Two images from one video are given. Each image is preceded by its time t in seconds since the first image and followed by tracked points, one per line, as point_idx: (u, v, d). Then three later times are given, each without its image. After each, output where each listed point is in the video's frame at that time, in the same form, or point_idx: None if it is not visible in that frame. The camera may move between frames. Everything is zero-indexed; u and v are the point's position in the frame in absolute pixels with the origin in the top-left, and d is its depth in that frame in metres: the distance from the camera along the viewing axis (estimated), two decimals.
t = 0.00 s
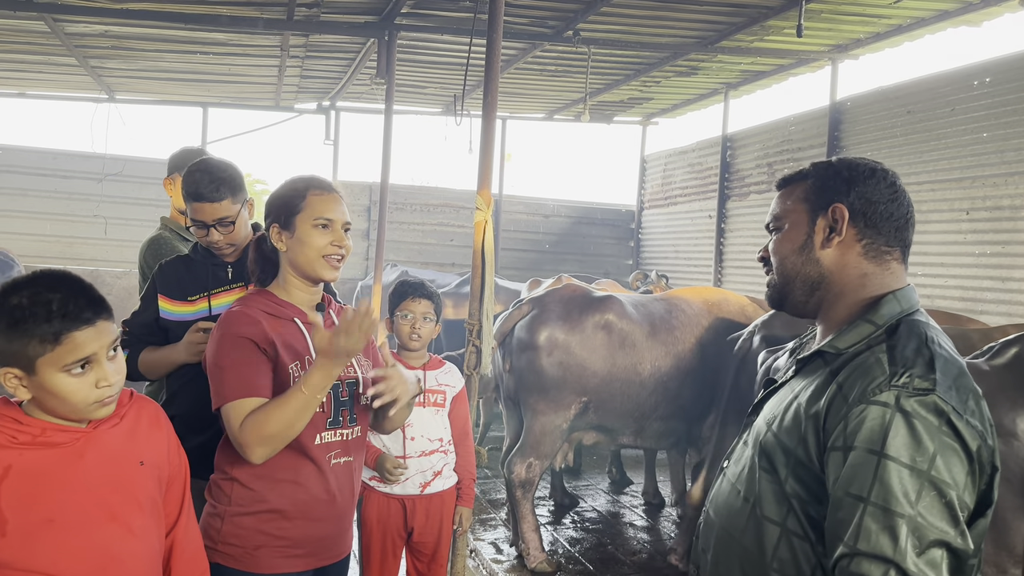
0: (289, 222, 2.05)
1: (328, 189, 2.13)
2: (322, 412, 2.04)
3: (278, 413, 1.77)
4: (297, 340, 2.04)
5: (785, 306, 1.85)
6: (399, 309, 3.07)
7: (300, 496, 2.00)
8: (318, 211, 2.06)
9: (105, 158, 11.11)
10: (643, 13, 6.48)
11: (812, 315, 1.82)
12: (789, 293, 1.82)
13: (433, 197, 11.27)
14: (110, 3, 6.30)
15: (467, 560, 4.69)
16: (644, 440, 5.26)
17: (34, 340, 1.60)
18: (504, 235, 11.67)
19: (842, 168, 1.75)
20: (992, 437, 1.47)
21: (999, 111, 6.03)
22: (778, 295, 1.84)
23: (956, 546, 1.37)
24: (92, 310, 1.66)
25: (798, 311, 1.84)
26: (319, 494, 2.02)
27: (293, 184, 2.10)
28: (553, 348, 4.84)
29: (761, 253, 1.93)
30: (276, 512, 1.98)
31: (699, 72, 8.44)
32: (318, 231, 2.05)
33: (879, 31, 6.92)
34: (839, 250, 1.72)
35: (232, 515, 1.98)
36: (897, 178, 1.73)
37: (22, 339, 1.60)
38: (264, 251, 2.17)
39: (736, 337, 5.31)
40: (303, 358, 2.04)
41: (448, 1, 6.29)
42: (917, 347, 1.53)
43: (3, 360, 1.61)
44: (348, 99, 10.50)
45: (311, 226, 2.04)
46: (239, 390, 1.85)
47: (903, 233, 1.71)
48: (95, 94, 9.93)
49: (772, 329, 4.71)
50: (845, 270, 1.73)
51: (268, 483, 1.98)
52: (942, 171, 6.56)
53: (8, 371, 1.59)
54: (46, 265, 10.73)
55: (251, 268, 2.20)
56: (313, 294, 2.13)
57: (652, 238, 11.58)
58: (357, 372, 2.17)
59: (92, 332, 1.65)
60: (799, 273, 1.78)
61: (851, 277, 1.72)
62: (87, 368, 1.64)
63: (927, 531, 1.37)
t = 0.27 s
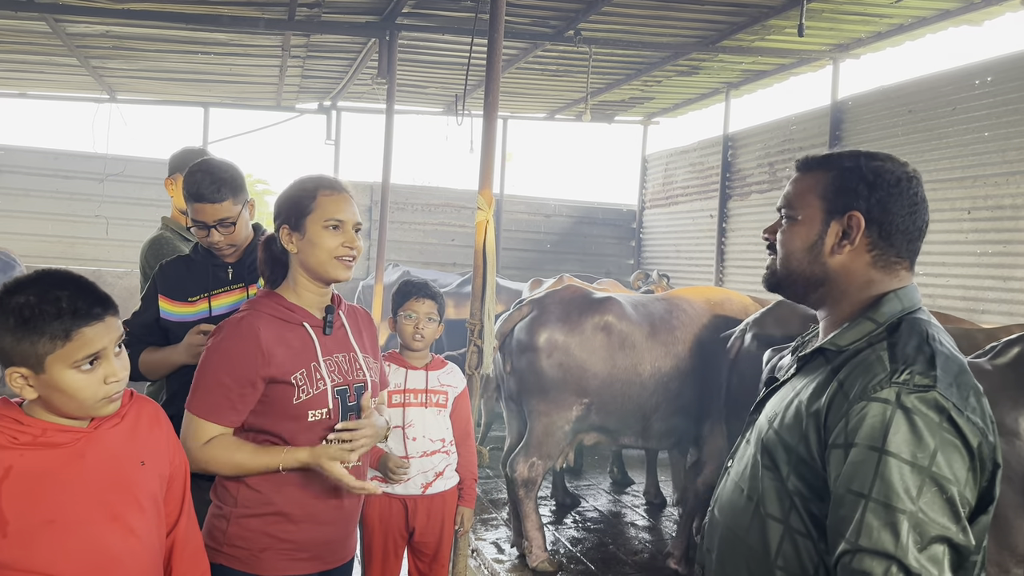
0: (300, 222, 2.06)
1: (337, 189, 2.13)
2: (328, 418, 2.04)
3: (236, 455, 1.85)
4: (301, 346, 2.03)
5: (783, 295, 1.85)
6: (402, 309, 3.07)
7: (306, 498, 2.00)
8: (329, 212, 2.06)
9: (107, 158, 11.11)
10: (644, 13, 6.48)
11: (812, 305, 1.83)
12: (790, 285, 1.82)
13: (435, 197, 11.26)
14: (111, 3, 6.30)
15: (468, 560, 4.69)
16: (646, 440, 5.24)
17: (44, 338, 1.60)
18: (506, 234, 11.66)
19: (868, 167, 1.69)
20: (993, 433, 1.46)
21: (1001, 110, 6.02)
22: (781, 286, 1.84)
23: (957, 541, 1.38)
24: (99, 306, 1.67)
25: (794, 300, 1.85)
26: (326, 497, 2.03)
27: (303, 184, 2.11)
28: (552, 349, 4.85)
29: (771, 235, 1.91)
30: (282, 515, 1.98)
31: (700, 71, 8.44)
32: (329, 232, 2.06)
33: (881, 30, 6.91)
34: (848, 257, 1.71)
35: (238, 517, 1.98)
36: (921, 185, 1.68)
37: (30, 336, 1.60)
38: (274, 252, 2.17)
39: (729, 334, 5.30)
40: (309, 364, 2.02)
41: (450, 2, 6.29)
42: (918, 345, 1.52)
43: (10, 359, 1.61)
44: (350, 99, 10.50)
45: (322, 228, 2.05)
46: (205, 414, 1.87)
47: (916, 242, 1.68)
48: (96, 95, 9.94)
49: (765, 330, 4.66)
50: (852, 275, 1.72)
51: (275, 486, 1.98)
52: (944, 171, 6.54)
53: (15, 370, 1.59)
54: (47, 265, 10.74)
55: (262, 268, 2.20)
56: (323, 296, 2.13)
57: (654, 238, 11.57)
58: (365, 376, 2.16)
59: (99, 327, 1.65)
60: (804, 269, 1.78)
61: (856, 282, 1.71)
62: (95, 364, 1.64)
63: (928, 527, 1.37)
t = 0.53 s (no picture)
0: (302, 223, 2.06)
1: (342, 192, 2.13)
2: (328, 419, 2.04)
3: (253, 452, 1.88)
4: (301, 346, 2.02)
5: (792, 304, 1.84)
6: (406, 309, 3.07)
7: (307, 499, 2.01)
8: (333, 214, 2.07)
9: (108, 158, 11.11)
10: (646, 13, 6.48)
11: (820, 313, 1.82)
12: (800, 295, 1.80)
13: (435, 197, 11.26)
14: (112, 4, 6.30)
15: (470, 559, 4.70)
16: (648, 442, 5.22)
17: (47, 338, 1.60)
18: (507, 234, 11.66)
19: (873, 176, 1.68)
20: (1002, 436, 1.46)
21: (1002, 110, 6.01)
22: (788, 295, 1.82)
23: (962, 543, 1.38)
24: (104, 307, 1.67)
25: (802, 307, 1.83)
26: (327, 498, 2.03)
27: (306, 186, 2.11)
28: (553, 355, 4.88)
29: (772, 244, 1.88)
30: (284, 516, 1.98)
31: (701, 71, 8.43)
32: (332, 234, 2.06)
33: (882, 30, 6.91)
34: (860, 268, 1.71)
35: (240, 517, 1.98)
36: (924, 191, 1.69)
37: (35, 336, 1.60)
38: (276, 251, 2.17)
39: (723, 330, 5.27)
40: (310, 365, 2.02)
41: (451, 2, 6.29)
42: (928, 346, 1.52)
43: (15, 358, 1.62)
44: (351, 99, 10.50)
45: (324, 230, 2.05)
46: (211, 414, 1.89)
47: (922, 245, 1.69)
48: (97, 95, 9.95)
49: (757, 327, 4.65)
50: (863, 284, 1.72)
51: (276, 486, 1.98)
52: (945, 170, 6.54)
53: (18, 369, 1.60)
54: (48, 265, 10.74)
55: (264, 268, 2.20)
56: (324, 297, 2.13)
57: (655, 238, 11.56)
58: (368, 376, 2.15)
59: (104, 328, 1.65)
60: (815, 280, 1.76)
61: (868, 288, 1.71)
62: (99, 365, 1.64)
63: (933, 528, 1.37)
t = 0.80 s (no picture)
0: (305, 224, 2.07)
1: (344, 192, 2.13)
2: (337, 418, 2.04)
3: (264, 454, 1.88)
4: (309, 346, 2.03)
5: (800, 311, 1.83)
6: (409, 309, 3.07)
7: (314, 499, 2.00)
8: (335, 214, 2.07)
9: (109, 158, 11.12)
10: (647, 12, 6.47)
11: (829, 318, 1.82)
12: (807, 303, 1.79)
13: (437, 197, 11.26)
14: (114, 4, 6.30)
15: (472, 559, 4.69)
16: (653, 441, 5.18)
17: (46, 340, 1.60)
18: (508, 234, 11.66)
19: (867, 177, 1.69)
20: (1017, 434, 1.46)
21: (1004, 109, 6.01)
22: (796, 302, 1.81)
23: (981, 543, 1.37)
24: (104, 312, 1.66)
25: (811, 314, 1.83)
26: (334, 498, 2.03)
27: (308, 187, 2.11)
28: (556, 351, 4.90)
29: (776, 254, 1.89)
30: (290, 516, 1.98)
31: (703, 71, 8.43)
32: (334, 234, 2.06)
33: (884, 29, 6.90)
34: (864, 268, 1.70)
35: (246, 516, 1.98)
36: (919, 187, 1.69)
37: (35, 338, 1.61)
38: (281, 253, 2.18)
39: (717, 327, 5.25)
40: (317, 365, 2.03)
41: (452, 2, 6.29)
42: (939, 345, 1.52)
43: (17, 358, 1.62)
44: (352, 99, 10.50)
45: (327, 230, 2.06)
46: (220, 414, 1.88)
47: (923, 242, 1.69)
48: (99, 95, 9.95)
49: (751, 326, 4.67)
50: (869, 285, 1.71)
51: (283, 486, 1.98)
52: (947, 170, 6.53)
53: (18, 369, 1.60)
54: (50, 266, 10.75)
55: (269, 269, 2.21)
56: (329, 297, 2.14)
57: (656, 237, 11.56)
58: (374, 376, 2.15)
59: (103, 333, 1.64)
60: (820, 286, 1.76)
61: (874, 290, 1.71)
62: (97, 370, 1.63)
63: (951, 528, 1.37)
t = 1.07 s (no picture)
0: (305, 223, 2.08)
1: (337, 187, 2.15)
2: (344, 416, 2.05)
3: (274, 454, 1.88)
4: (315, 345, 2.03)
5: (796, 307, 1.84)
6: (412, 310, 3.09)
7: (320, 500, 2.01)
8: (333, 209, 2.08)
9: (111, 159, 11.13)
10: (649, 12, 6.48)
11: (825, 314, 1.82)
12: (803, 297, 1.81)
13: (438, 197, 11.27)
14: (116, 5, 6.31)
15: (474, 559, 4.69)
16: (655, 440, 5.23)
17: (43, 343, 1.61)
18: (510, 234, 11.67)
19: (861, 172, 1.71)
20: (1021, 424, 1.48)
21: (1006, 108, 6.01)
22: (793, 298, 1.82)
23: (990, 530, 1.40)
24: (102, 316, 1.65)
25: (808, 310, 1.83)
26: (339, 498, 2.04)
27: (304, 188, 2.12)
28: (562, 350, 4.90)
29: (771, 252, 1.90)
30: (296, 516, 1.98)
31: (704, 71, 8.43)
32: (334, 230, 2.07)
33: (885, 29, 6.90)
34: (859, 261, 1.72)
35: (252, 517, 1.98)
36: (912, 183, 1.71)
37: (33, 341, 1.61)
38: (285, 259, 2.19)
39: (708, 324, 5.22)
40: (324, 363, 2.03)
41: (454, 2, 6.30)
42: (942, 340, 1.52)
43: (17, 360, 1.62)
44: (354, 99, 10.50)
45: (327, 226, 2.06)
46: (228, 412, 1.87)
47: (915, 238, 1.71)
48: (101, 96, 9.96)
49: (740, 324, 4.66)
50: (863, 278, 1.73)
51: (288, 486, 1.98)
52: (949, 170, 6.53)
53: (17, 371, 1.61)
54: (51, 266, 10.75)
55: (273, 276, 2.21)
56: (334, 295, 2.14)
57: (658, 238, 11.56)
58: (379, 375, 2.16)
59: (101, 338, 1.64)
60: (816, 278, 1.77)
61: (868, 284, 1.72)
62: (94, 374, 1.63)
63: (965, 517, 1.39)
